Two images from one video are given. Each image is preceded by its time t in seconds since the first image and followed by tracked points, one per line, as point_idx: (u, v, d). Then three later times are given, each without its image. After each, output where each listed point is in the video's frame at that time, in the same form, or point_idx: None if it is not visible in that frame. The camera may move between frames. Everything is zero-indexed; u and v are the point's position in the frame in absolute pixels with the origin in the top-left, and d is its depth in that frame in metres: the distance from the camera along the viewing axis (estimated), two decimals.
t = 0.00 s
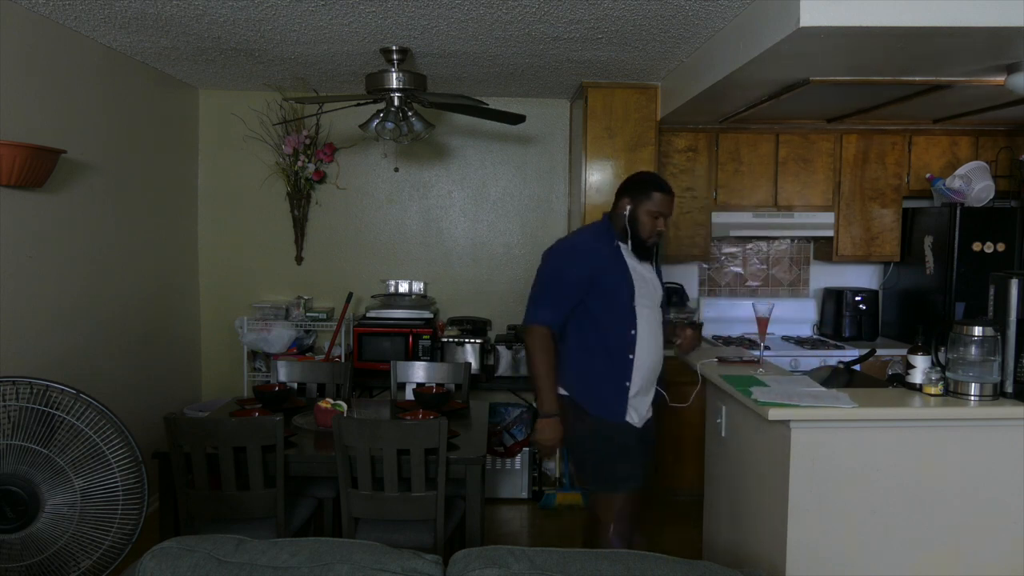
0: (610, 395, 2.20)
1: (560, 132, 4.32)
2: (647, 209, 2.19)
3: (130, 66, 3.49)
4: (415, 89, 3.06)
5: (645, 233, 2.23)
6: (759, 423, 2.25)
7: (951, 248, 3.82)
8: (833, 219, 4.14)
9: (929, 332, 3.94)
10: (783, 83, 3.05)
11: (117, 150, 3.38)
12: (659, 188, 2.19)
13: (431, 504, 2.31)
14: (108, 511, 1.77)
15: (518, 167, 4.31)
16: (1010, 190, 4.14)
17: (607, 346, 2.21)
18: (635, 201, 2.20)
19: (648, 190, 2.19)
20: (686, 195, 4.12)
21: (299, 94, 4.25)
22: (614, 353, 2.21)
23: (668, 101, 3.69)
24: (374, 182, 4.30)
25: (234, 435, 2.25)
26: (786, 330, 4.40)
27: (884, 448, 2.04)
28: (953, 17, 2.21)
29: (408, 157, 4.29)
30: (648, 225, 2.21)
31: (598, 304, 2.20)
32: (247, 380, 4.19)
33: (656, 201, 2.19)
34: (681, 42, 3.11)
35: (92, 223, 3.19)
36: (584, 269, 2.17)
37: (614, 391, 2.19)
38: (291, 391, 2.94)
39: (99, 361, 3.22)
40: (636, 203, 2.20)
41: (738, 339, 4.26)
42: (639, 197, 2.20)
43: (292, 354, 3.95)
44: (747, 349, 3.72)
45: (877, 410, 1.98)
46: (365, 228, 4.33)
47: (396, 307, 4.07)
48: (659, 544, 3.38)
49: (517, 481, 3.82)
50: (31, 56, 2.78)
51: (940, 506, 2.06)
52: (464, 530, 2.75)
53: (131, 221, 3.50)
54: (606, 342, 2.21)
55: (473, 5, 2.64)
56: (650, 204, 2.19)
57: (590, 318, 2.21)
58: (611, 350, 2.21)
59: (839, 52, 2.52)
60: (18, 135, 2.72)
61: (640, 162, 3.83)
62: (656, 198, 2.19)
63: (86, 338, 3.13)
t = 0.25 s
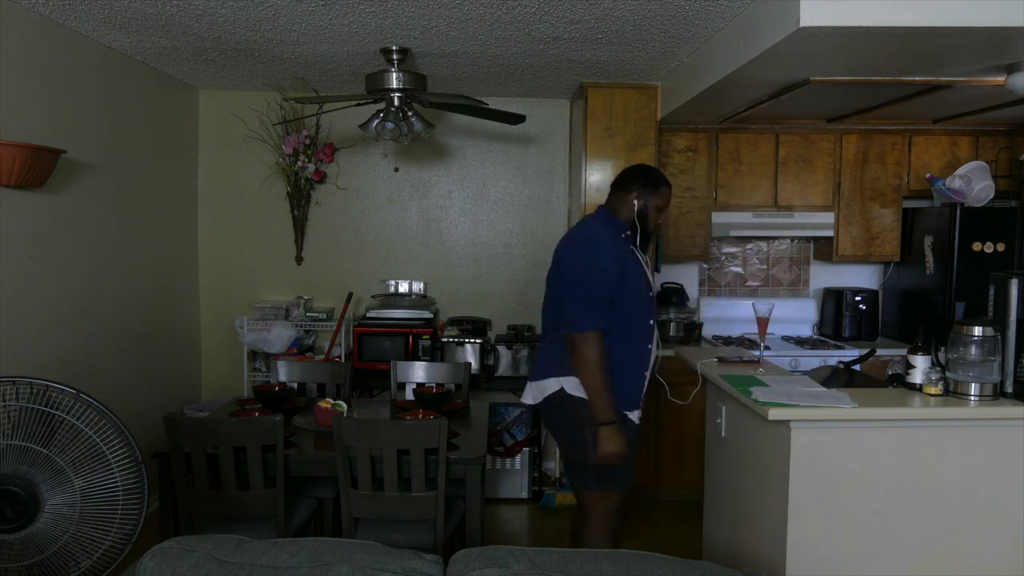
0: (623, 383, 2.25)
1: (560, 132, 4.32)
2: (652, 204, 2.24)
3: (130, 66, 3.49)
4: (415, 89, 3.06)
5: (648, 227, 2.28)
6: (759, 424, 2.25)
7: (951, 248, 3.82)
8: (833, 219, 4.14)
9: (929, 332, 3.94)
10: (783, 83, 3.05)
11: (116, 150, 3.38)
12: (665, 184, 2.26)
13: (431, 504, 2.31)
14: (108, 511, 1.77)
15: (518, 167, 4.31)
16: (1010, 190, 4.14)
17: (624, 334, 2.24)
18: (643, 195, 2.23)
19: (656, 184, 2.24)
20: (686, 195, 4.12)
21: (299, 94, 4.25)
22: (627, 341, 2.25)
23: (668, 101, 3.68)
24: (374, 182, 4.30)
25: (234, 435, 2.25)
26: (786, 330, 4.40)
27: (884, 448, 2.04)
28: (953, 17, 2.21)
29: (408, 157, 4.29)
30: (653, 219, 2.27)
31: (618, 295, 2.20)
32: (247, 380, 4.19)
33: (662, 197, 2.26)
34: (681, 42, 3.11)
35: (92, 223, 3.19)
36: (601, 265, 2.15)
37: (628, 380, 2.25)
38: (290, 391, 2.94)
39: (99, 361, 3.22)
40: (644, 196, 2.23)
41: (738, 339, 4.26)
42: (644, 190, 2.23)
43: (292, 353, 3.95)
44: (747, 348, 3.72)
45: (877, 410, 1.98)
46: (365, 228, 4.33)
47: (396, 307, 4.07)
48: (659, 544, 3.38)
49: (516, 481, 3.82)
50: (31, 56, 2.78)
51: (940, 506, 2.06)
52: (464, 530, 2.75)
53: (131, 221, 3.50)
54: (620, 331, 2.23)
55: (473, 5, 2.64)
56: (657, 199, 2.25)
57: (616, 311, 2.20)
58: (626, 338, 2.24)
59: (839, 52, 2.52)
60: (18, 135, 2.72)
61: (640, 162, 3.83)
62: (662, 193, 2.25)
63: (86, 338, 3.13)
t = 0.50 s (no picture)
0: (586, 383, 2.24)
1: (560, 132, 4.32)
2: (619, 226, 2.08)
3: (130, 66, 3.49)
4: (415, 89, 3.05)
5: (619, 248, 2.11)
6: (758, 424, 2.25)
7: (951, 248, 3.82)
8: (833, 219, 4.14)
9: (929, 332, 3.94)
10: (783, 83, 3.05)
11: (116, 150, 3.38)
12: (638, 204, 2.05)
13: (431, 504, 2.31)
14: (108, 511, 1.77)
15: (518, 167, 4.32)
16: (1010, 190, 4.14)
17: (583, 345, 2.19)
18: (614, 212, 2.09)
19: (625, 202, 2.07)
20: (686, 195, 4.13)
21: (299, 94, 4.25)
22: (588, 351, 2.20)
23: (668, 101, 3.69)
24: (374, 182, 4.30)
25: (234, 435, 2.25)
26: (786, 330, 4.40)
27: (884, 448, 2.04)
28: (953, 17, 2.21)
29: (408, 157, 4.29)
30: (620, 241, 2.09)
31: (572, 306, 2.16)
32: (247, 380, 4.19)
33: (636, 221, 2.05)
34: (681, 42, 3.11)
35: (92, 223, 3.19)
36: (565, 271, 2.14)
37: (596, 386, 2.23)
38: (290, 391, 2.94)
39: (99, 361, 3.22)
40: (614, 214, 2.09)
41: (738, 339, 4.26)
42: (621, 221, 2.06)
43: (292, 353, 3.96)
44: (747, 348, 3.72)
45: (877, 410, 1.98)
46: (365, 228, 4.33)
47: (396, 307, 4.07)
48: (659, 544, 3.38)
49: (517, 481, 3.82)
50: (31, 56, 2.78)
51: (940, 506, 2.06)
52: (464, 530, 2.75)
53: (131, 221, 3.50)
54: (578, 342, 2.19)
55: (473, 5, 2.64)
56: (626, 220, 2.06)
57: (562, 320, 2.18)
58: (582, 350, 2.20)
59: (839, 52, 2.52)
60: (18, 135, 2.72)
61: (640, 162, 3.83)
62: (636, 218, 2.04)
63: (86, 338, 3.13)
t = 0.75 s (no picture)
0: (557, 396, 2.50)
1: (560, 132, 4.32)
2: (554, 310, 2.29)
3: (130, 66, 3.49)
4: (415, 88, 3.06)
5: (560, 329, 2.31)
6: (758, 423, 2.25)
7: (951, 248, 3.82)
8: (833, 219, 4.14)
9: (929, 332, 3.94)
10: (783, 83, 3.05)
11: (117, 150, 3.38)
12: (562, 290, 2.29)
13: (431, 504, 2.31)
14: (108, 511, 1.77)
15: (518, 167, 4.32)
16: (1010, 190, 4.14)
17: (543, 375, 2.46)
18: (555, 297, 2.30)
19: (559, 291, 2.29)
20: (686, 195, 4.13)
21: (299, 93, 4.25)
22: (549, 381, 2.48)
23: (668, 100, 3.69)
24: (374, 182, 4.30)
25: (234, 434, 2.25)
26: (786, 330, 4.40)
27: (884, 448, 2.04)
28: (953, 17, 2.21)
29: (408, 157, 4.29)
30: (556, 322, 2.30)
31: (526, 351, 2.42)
32: (247, 380, 4.19)
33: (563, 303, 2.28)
34: (681, 42, 3.11)
35: (92, 223, 3.19)
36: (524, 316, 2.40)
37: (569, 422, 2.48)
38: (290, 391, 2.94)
39: (99, 361, 3.22)
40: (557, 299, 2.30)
41: (738, 339, 4.26)
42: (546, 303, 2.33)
43: (292, 353, 3.96)
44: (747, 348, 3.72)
45: (877, 410, 1.98)
46: (365, 228, 4.33)
47: (396, 307, 4.07)
48: (659, 544, 3.38)
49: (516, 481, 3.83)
50: (31, 56, 2.78)
51: (940, 506, 2.06)
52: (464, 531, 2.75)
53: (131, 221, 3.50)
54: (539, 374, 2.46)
55: (473, 5, 2.64)
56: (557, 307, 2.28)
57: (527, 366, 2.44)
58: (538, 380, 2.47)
59: (840, 52, 2.52)
60: (18, 136, 2.73)
61: (640, 162, 3.83)
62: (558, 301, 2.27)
63: (86, 338, 3.13)
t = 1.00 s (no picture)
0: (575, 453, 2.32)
1: (560, 132, 4.32)
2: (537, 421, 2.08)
3: (130, 66, 3.49)
4: (415, 88, 3.06)
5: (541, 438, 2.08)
6: (759, 423, 2.25)
7: (951, 248, 3.82)
8: (833, 219, 4.14)
9: (929, 332, 3.94)
10: (783, 83, 3.05)
11: (117, 150, 3.38)
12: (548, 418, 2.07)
13: (431, 504, 2.31)
14: (108, 511, 1.77)
15: (518, 167, 4.31)
16: (1010, 190, 4.14)
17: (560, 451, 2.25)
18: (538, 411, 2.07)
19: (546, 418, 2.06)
20: (686, 195, 4.13)
21: (299, 93, 4.25)
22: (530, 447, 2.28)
23: (668, 100, 3.69)
24: (374, 182, 4.30)
25: (234, 435, 2.25)
26: (786, 330, 4.40)
27: (884, 448, 2.04)
28: (954, 16, 2.21)
29: (408, 157, 4.29)
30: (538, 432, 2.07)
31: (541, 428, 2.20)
32: (247, 380, 4.19)
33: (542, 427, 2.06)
34: (681, 42, 3.11)
35: (92, 223, 3.19)
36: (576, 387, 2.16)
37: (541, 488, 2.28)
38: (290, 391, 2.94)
39: (100, 361, 3.22)
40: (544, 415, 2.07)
41: (738, 339, 4.26)
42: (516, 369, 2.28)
43: (292, 353, 3.96)
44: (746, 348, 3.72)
45: (877, 410, 1.98)
46: (365, 228, 4.33)
47: (396, 307, 4.07)
48: (659, 544, 3.38)
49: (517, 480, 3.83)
50: (31, 56, 2.78)
51: (940, 506, 2.06)
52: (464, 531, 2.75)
53: (131, 221, 3.50)
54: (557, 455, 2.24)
55: (473, 5, 2.64)
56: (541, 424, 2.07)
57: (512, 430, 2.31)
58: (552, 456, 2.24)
59: (840, 52, 2.52)
60: (18, 136, 2.72)
61: (640, 162, 3.83)
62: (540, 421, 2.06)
63: (86, 338, 3.13)
